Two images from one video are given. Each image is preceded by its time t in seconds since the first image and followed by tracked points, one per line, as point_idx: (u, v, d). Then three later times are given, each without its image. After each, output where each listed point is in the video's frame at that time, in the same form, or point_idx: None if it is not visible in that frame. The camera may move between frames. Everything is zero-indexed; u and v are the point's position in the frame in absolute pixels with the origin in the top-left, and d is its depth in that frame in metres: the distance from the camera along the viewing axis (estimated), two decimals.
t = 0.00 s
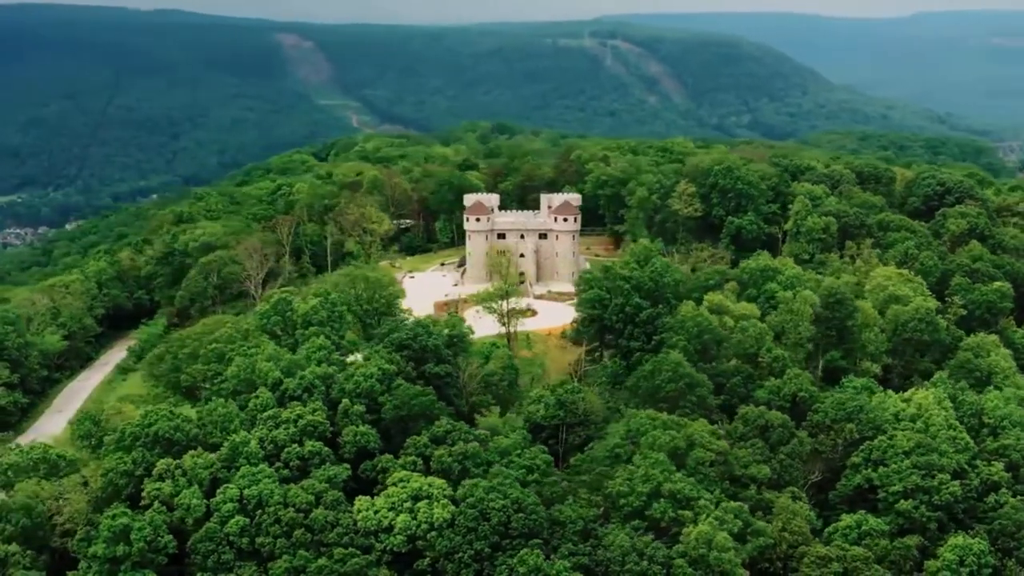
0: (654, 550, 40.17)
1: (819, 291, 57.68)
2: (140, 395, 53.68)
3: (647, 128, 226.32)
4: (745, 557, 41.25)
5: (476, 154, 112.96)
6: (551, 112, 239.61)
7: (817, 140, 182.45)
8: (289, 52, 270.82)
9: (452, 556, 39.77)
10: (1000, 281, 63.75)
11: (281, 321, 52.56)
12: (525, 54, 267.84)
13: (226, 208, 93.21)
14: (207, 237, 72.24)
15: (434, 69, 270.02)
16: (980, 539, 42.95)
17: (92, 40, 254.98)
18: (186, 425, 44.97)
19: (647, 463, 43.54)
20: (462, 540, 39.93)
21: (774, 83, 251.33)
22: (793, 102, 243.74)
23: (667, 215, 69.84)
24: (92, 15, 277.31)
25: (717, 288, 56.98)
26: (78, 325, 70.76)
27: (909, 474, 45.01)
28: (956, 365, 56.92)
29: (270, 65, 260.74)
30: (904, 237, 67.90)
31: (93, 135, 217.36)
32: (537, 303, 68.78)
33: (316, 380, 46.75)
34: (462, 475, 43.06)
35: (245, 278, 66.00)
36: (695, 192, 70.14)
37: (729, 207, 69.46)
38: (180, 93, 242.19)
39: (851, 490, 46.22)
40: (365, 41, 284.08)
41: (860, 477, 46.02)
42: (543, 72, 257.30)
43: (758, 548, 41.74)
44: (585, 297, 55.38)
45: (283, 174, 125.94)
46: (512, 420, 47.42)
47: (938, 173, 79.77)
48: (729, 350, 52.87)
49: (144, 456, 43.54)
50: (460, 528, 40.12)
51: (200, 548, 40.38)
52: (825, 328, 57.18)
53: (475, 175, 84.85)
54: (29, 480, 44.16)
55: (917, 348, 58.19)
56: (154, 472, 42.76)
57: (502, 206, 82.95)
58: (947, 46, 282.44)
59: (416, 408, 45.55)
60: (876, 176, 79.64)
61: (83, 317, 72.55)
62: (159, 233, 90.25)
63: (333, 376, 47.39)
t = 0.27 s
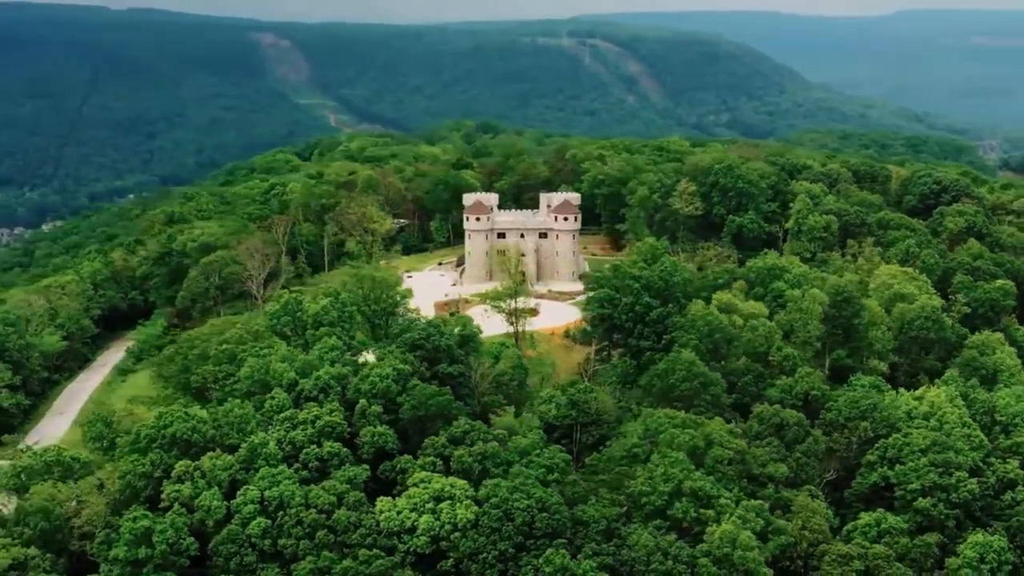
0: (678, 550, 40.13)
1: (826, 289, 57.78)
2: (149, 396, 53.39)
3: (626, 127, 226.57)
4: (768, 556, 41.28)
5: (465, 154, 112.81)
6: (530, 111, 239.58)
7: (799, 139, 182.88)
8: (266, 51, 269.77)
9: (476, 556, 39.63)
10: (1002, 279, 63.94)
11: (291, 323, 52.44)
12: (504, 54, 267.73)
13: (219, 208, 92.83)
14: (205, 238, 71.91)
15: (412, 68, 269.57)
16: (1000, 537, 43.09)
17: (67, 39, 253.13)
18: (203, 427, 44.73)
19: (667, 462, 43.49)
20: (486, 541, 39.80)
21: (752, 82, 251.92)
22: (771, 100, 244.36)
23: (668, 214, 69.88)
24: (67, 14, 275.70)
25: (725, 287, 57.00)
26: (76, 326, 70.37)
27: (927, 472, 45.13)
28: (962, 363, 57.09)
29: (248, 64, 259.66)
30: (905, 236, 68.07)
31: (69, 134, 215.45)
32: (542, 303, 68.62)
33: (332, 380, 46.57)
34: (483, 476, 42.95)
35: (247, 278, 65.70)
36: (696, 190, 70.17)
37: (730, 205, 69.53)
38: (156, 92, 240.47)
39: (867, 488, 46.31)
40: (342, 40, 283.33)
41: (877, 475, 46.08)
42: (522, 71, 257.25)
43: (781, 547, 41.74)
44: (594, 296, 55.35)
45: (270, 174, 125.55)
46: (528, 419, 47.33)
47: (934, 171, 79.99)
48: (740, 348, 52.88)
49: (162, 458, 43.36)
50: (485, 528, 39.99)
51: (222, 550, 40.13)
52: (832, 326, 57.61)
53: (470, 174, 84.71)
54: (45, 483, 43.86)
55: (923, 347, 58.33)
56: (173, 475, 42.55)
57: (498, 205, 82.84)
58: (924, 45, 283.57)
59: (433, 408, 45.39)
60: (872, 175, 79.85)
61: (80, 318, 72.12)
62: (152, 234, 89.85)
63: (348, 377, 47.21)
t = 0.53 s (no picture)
0: (706, 549, 40.11)
1: (834, 287, 57.89)
2: (161, 398, 53.11)
3: (603, 126, 226.84)
4: (795, 555, 41.31)
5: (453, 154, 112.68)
6: (506, 110, 239.55)
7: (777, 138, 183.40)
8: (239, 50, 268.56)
9: (504, 557, 39.52)
10: (1004, 278, 64.23)
11: (303, 325, 52.26)
12: (478, 53, 267.64)
13: (209, 209, 92.38)
14: (204, 238, 71.52)
15: (387, 66, 269.06)
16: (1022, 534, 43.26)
17: (38, 38, 250.95)
18: (223, 429, 44.47)
19: (691, 460, 43.47)
20: (514, 541, 39.69)
21: (726, 81, 252.60)
22: (745, 99, 245.09)
23: (668, 212, 69.93)
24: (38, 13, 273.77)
25: (734, 286, 57.05)
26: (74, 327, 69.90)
27: (947, 470, 45.27)
28: (970, 361, 57.27)
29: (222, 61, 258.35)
30: (906, 234, 68.28)
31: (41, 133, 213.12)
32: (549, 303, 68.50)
33: (350, 381, 46.36)
34: (506, 476, 42.82)
35: (250, 278, 65.41)
36: (697, 189, 70.20)
37: (731, 205, 69.62)
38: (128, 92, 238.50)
39: (886, 486, 46.41)
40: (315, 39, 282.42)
41: (896, 473, 46.16)
42: (497, 70, 257.19)
43: (806, 545, 41.78)
44: (605, 296, 55.33)
45: (254, 174, 125.16)
46: (546, 418, 47.24)
47: (929, 170, 80.28)
48: (753, 348, 52.92)
49: (184, 461, 43.13)
50: (513, 528, 39.86)
51: (248, 553, 39.88)
52: (841, 324, 57.98)
53: (464, 173, 84.54)
54: (66, 487, 43.56)
55: (930, 345, 58.50)
56: (196, 477, 42.32)
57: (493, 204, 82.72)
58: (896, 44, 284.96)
59: (454, 408, 45.22)
60: (867, 174, 80.06)
61: (77, 319, 71.63)
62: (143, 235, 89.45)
63: (366, 378, 47.03)
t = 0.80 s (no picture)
0: (731, 548, 40.10)
1: (841, 285, 58.01)
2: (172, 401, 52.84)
3: (583, 125, 226.95)
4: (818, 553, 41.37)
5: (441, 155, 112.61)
6: (485, 109, 239.48)
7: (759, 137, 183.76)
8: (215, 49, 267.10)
9: (530, 557, 39.49)
10: (1006, 276, 64.51)
11: (314, 326, 52.15)
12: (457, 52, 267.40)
13: (201, 209, 91.96)
14: (203, 238, 71.17)
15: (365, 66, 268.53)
16: None
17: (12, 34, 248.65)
18: (242, 430, 44.26)
19: (712, 459, 43.47)
20: (539, 541, 39.65)
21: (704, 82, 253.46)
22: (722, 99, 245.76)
23: (668, 211, 70.05)
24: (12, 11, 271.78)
25: (744, 286, 57.09)
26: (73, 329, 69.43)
27: (964, 468, 45.43)
28: (975, 360, 57.49)
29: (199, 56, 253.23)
30: (907, 232, 68.51)
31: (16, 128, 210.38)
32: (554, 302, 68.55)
33: (367, 382, 46.23)
34: (528, 475, 42.75)
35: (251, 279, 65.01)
36: (698, 188, 70.26)
37: (731, 204, 69.71)
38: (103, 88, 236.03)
39: (902, 484, 46.55)
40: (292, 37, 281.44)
41: (912, 470, 46.28)
42: (475, 69, 256.95)
43: (829, 543, 41.86)
44: (614, 295, 55.38)
45: (240, 175, 124.75)
46: (563, 418, 47.18)
47: (924, 168, 80.57)
48: (764, 346, 52.99)
49: (203, 463, 42.92)
50: (538, 528, 39.80)
51: (272, 555, 39.66)
52: (848, 322, 58.04)
53: (460, 172, 84.40)
54: (83, 490, 43.22)
55: (937, 343, 58.69)
56: (216, 479, 42.11)
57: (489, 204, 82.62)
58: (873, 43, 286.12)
59: (472, 409, 45.10)
60: (862, 172, 80.28)
61: (75, 320, 71.15)
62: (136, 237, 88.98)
63: (382, 378, 46.92)
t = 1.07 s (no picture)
0: (756, 548, 40.08)
1: (848, 284, 58.18)
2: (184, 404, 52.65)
3: (562, 125, 226.92)
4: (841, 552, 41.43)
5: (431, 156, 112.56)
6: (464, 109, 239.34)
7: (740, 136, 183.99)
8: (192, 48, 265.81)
9: (556, 558, 39.47)
10: (1009, 274, 64.76)
11: (325, 328, 52.02)
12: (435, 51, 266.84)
13: (195, 211, 91.69)
14: (203, 239, 70.88)
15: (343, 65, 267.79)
16: None
17: None
18: (260, 432, 44.08)
19: (732, 459, 43.50)
20: (565, 542, 39.61)
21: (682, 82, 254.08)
22: (700, 99, 246.36)
23: (668, 211, 70.16)
24: None
25: (752, 285, 57.21)
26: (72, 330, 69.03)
27: (982, 465, 45.53)
28: (982, 358, 57.70)
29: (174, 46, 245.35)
30: (908, 231, 68.72)
31: None
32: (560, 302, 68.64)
33: (384, 384, 46.12)
34: (551, 476, 42.72)
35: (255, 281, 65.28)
36: (698, 187, 70.32)
37: (732, 203, 69.79)
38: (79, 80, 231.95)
39: (918, 482, 46.67)
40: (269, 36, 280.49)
41: (928, 469, 46.44)
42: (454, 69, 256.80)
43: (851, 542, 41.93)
44: (624, 295, 55.41)
45: (227, 175, 124.41)
46: (580, 418, 47.14)
47: (921, 167, 80.79)
48: (775, 346, 53.08)
49: (223, 465, 42.75)
50: (564, 529, 39.75)
51: (296, 558, 39.48)
52: (855, 322, 58.06)
53: (456, 173, 84.32)
54: (101, 494, 42.97)
55: (944, 342, 58.88)
56: (237, 481, 41.94)
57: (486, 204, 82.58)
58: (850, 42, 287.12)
59: (490, 410, 44.88)
60: (858, 172, 80.49)
61: (74, 322, 70.77)
62: (128, 238, 88.60)
63: (398, 380, 46.82)
